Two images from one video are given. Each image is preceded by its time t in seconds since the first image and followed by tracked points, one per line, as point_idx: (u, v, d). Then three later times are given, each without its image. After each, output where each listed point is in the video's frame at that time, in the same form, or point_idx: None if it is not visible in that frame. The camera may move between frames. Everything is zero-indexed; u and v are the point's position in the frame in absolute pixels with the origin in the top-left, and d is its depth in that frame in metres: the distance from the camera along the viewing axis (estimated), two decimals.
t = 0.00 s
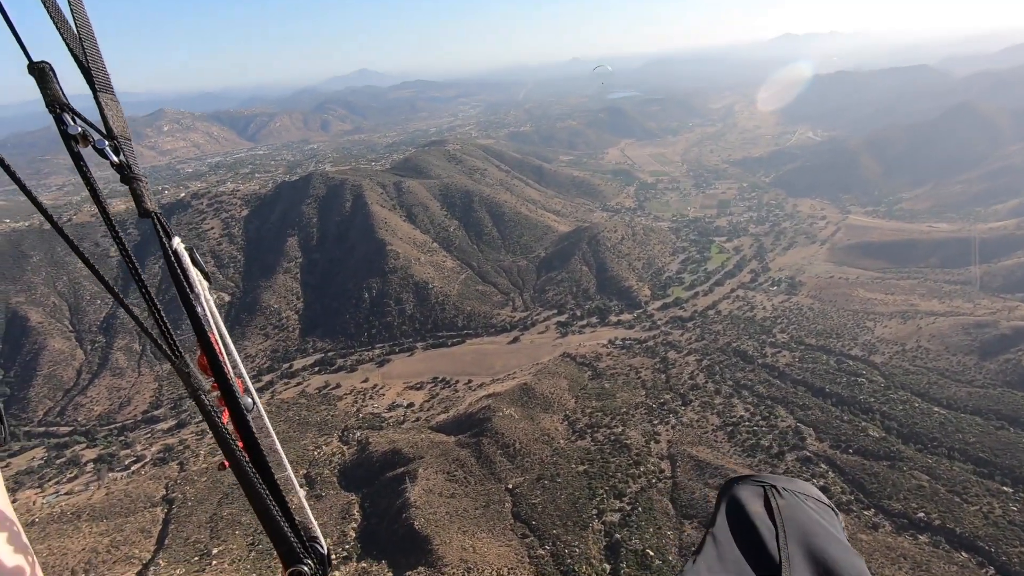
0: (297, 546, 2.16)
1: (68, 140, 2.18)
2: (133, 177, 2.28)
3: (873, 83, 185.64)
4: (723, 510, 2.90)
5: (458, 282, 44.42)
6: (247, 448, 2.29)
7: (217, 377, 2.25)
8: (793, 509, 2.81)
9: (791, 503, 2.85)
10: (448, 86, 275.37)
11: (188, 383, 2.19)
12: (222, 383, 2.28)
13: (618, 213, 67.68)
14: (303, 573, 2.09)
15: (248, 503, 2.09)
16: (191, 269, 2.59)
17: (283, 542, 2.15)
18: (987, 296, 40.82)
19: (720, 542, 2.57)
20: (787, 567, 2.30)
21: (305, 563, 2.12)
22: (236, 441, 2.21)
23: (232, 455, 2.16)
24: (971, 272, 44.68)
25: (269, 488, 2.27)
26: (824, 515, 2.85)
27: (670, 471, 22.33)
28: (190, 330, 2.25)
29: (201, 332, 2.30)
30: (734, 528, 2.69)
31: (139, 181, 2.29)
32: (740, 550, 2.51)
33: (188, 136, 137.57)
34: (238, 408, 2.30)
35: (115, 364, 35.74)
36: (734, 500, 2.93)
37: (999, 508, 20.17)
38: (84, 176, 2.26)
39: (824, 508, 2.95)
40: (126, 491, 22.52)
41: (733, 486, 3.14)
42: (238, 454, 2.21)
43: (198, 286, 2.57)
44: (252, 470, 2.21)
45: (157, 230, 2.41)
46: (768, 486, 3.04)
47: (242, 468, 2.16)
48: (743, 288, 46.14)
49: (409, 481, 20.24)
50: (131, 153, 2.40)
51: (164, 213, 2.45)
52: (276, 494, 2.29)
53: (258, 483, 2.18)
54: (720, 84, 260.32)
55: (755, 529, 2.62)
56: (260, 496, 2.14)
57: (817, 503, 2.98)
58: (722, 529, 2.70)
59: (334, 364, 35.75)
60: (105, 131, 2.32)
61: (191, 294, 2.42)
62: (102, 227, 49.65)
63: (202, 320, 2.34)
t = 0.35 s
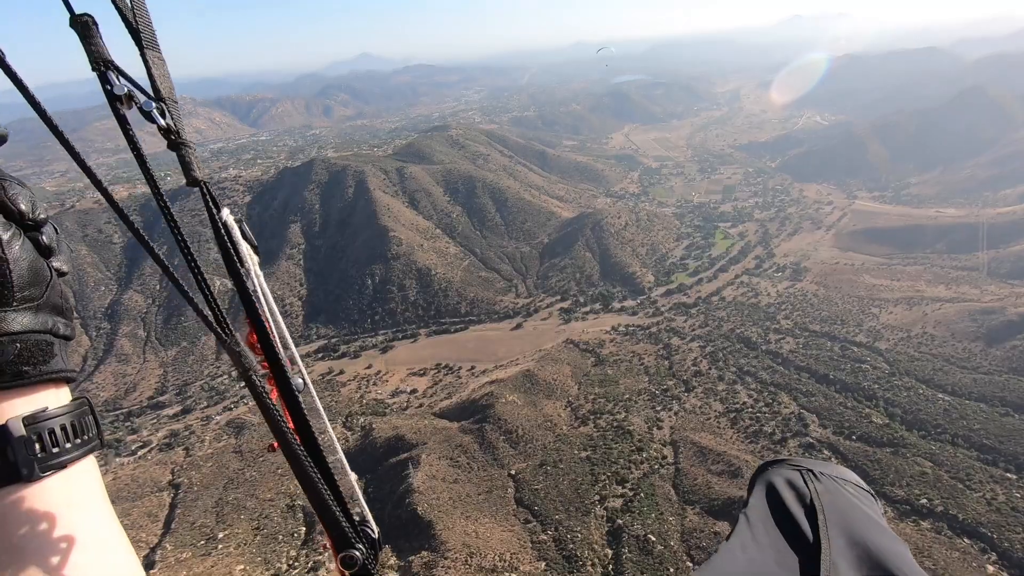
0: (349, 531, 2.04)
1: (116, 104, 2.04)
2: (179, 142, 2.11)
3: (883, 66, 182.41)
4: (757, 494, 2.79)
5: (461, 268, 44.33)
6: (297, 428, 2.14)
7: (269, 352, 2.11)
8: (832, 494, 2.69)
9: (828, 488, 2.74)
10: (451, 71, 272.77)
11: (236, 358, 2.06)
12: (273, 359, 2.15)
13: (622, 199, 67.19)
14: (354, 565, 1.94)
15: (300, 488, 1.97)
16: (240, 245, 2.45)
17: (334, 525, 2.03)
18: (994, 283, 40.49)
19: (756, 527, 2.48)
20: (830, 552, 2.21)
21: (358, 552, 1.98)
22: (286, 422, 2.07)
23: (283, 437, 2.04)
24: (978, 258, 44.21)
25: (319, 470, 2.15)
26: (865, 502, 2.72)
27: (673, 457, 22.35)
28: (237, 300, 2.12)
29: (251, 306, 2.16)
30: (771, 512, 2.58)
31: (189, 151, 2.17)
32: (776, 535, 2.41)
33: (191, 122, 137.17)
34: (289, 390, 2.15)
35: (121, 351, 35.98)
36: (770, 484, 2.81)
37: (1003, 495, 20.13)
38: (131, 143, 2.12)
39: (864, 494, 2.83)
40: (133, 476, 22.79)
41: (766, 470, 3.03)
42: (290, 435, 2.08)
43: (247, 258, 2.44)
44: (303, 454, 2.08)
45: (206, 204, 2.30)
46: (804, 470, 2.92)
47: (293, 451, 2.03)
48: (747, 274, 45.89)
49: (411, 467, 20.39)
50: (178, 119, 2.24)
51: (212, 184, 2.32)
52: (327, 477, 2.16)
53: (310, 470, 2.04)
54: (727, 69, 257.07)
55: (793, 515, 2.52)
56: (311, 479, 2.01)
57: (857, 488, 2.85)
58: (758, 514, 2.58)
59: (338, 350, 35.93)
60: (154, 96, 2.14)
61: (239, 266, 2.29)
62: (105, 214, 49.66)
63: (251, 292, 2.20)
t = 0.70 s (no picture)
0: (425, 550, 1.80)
1: (185, 99, 1.69)
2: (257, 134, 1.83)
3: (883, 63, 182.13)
4: (774, 480, 2.67)
5: (461, 265, 44.24)
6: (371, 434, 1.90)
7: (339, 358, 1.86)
8: (851, 478, 2.57)
9: (846, 471, 2.61)
10: (450, 67, 272.10)
11: (312, 365, 1.77)
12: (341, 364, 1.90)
13: (622, 195, 67.04)
14: None
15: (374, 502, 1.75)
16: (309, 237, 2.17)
17: (410, 544, 1.79)
18: (994, 281, 40.52)
19: (774, 515, 2.36)
20: (855, 539, 2.10)
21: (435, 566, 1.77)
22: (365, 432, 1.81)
23: (355, 444, 1.74)
24: (978, 256, 44.19)
25: (393, 480, 1.92)
26: (882, 484, 2.61)
27: (672, 455, 22.28)
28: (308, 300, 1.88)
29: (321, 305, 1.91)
30: (789, 498, 2.47)
31: (262, 141, 1.86)
32: (796, 522, 2.29)
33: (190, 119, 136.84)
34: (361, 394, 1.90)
35: (119, 348, 35.86)
36: (787, 470, 2.69)
37: (1003, 494, 20.09)
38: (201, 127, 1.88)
39: (881, 475, 2.71)
40: (132, 474, 22.71)
41: (781, 457, 2.91)
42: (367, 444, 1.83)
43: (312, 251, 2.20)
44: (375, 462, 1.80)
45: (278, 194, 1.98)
46: (819, 454, 2.80)
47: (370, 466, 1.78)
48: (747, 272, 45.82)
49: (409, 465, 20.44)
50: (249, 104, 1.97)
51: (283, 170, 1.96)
52: (401, 489, 1.93)
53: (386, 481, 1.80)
54: (728, 66, 256.33)
55: (814, 502, 2.41)
56: (385, 493, 1.78)
57: (874, 470, 2.73)
58: (775, 501, 2.46)
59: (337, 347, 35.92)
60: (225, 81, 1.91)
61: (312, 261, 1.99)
62: (102, 211, 49.48)
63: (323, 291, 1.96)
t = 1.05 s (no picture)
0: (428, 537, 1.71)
1: (210, 73, 1.69)
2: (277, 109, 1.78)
3: (883, 79, 183.42)
4: (749, 484, 2.62)
5: (457, 271, 44.17)
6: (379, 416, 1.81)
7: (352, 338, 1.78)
8: (828, 481, 2.54)
9: (821, 475, 2.59)
10: (452, 73, 272.99)
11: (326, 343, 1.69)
12: (352, 345, 1.80)
13: (620, 204, 67.17)
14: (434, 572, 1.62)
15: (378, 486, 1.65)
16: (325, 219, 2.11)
17: (412, 530, 1.70)
18: (989, 297, 40.65)
19: (750, 515, 2.31)
20: (830, 536, 2.06)
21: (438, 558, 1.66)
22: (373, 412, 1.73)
23: (363, 423, 1.66)
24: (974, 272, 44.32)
25: (399, 464, 1.83)
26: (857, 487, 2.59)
27: (666, 466, 22.16)
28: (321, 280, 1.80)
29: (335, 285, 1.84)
30: (765, 500, 2.41)
31: (282, 116, 1.81)
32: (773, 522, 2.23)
33: (189, 117, 136.37)
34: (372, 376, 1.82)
35: (111, 347, 35.59)
36: (762, 475, 2.65)
37: (996, 512, 19.99)
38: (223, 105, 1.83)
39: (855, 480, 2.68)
40: (119, 474, 22.46)
41: (758, 461, 2.87)
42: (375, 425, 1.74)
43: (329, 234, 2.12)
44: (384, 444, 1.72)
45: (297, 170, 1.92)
46: (798, 460, 2.76)
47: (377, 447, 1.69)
48: (743, 283, 45.87)
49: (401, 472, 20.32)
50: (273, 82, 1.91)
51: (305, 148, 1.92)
52: (405, 474, 1.85)
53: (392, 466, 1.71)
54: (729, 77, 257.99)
55: (792, 503, 2.36)
56: (391, 476, 1.70)
57: (848, 476, 2.70)
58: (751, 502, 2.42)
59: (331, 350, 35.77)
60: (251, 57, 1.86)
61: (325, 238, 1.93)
62: (99, 208, 49.27)
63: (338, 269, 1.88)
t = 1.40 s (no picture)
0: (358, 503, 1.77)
1: (175, 76, 1.85)
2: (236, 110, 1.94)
3: (896, 87, 182.00)
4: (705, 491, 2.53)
5: (464, 275, 44.14)
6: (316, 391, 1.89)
7: (294, 316, 1.90)
8: (784, 493, 2.44)
9: (781, 486, 2.49)
10: (462, 78, 273.87)
11: (267, 321, 1.81)
12: (297, 326, 1.93)
13: (628, 211, 66.90)
14: (361, 538, 1.65)
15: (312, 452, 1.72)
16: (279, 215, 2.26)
17: (344, 497, 1.76)
18: (1003, 309, 40.02)
19: (700, 520, 2.22)
20: (780, 540, 1.97)
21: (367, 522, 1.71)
22: (310, 386, 1.83)
23: (300, 392, 1.76)
24: (988, 284, 43.63)
25: (334, 439, 1.90)
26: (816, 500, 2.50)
27: (671, 476, 21.81)
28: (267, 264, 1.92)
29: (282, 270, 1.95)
30: (717, 508, 2.31)
31: (242, 119, 1.95)
32: (723, 527, 2.14)
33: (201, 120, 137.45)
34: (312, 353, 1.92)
35: (118, 346, 35.80)
36: (720, 483, 2.55)
37: (1010, 529, 19.51)
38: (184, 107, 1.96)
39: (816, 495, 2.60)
40: (123, 473, 22.52)
41: (718, 469, 2.78)
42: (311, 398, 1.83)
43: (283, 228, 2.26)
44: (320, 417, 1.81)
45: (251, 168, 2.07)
46: (758, 470, 2.67)
47: (313, 415, 1.79)
48: (752, 292, 45.44)
49: (404, 477, 20.08)
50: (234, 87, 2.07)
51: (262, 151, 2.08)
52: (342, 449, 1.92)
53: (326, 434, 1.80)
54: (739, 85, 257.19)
55: (745, 509, 2.27)
56: (326, 445, 1.78)
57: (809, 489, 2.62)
58: (703, 509, 2.32)
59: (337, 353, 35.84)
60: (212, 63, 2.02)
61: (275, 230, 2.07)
62: (110, 208, 49.65)
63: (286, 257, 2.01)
